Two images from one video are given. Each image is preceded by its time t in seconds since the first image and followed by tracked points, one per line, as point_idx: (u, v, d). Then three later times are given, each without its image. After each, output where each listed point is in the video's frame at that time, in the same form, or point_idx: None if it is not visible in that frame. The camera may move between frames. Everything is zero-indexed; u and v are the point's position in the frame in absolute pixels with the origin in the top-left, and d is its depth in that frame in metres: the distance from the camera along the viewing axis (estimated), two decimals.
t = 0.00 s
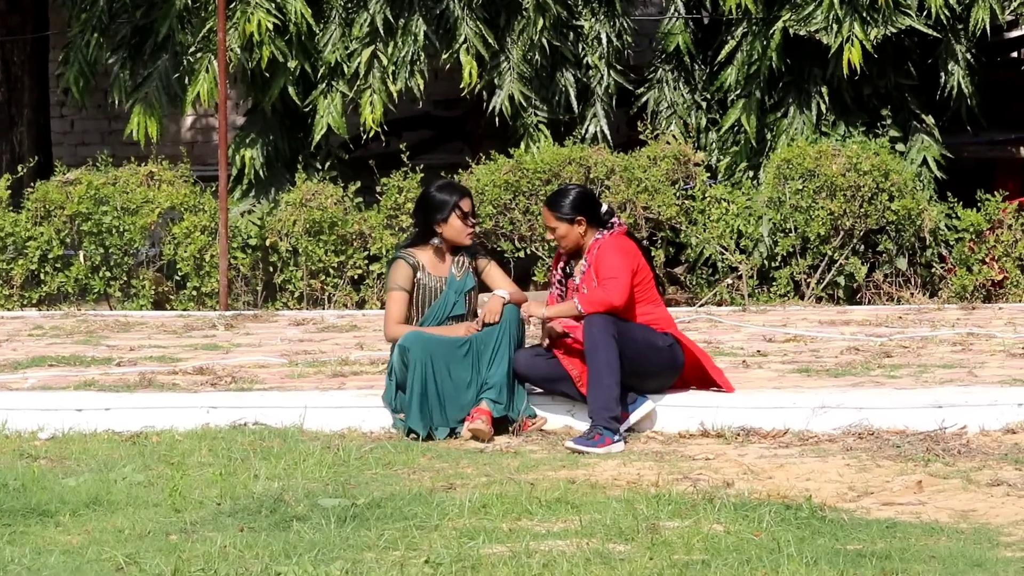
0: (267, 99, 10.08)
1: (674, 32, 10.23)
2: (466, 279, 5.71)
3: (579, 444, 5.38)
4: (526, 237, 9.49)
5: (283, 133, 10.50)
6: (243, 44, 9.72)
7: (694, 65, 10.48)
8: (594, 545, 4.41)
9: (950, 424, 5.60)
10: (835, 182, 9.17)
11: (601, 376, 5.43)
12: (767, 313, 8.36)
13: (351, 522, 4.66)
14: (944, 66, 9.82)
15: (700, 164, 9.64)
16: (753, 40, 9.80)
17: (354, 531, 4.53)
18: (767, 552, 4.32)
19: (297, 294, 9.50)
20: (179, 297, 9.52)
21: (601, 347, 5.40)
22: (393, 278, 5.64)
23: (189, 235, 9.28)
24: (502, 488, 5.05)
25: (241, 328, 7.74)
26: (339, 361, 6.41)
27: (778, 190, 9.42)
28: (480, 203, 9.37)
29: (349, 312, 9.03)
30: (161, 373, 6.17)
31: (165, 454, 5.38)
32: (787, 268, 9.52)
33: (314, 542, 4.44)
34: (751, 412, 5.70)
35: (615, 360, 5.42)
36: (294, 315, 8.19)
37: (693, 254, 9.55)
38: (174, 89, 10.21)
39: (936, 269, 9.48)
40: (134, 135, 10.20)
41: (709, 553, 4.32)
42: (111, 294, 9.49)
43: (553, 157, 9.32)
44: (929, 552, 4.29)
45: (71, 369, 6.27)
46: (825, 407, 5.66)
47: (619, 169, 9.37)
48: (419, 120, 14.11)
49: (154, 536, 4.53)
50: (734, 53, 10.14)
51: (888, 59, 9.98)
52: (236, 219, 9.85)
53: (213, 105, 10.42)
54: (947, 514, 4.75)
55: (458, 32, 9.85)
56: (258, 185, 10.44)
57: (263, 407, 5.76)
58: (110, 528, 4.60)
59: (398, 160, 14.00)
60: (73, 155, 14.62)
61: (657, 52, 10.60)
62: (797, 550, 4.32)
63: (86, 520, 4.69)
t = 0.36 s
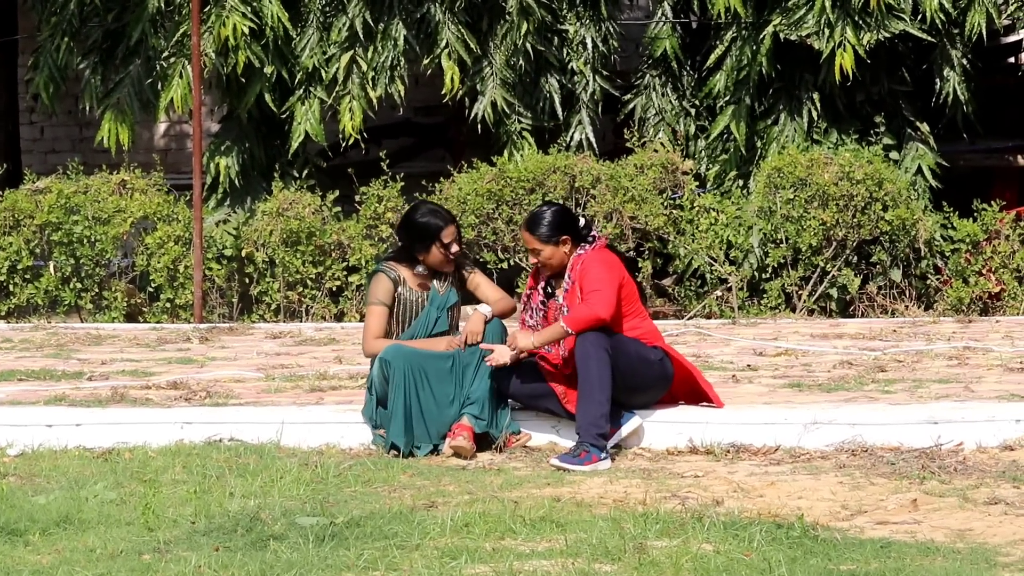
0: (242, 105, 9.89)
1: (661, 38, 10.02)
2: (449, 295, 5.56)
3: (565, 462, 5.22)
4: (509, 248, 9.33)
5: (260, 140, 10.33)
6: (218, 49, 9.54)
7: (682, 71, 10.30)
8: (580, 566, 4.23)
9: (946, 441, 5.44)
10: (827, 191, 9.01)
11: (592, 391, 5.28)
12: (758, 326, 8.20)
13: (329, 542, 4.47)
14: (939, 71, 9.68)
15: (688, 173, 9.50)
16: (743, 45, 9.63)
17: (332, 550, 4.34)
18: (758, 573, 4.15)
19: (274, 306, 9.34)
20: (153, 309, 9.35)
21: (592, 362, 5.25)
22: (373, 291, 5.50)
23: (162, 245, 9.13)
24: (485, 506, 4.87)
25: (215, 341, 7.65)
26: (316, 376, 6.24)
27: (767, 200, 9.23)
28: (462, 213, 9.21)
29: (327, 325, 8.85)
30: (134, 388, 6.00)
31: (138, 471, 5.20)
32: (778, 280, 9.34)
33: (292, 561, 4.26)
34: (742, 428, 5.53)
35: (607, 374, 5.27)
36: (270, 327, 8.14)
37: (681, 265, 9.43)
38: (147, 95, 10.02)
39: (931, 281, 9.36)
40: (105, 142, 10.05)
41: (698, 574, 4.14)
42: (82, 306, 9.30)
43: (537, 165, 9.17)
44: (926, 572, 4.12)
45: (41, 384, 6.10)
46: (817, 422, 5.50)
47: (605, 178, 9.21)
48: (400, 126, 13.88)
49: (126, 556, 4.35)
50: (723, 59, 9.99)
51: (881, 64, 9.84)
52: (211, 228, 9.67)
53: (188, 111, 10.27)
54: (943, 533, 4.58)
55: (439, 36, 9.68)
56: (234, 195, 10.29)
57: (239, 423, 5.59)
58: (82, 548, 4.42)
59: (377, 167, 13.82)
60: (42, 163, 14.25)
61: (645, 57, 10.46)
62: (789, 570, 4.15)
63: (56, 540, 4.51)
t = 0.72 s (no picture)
0: (234, 108, 9.73)
1: (666, 37, 9.93)
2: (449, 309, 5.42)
3: (565, 476, 5.06)
4: (508, 255, 9.16)
5: (251, 144, 10.16)
6: (208, 49, 9.38)
7: (686, 72, 10.17)
8: None
9: (960, 454, 5.27)
10: (837, 197, 8.84)
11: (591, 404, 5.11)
12: (765, 336, 8.03)
13: (323, 558, 4.29)
14: (953, 73, 9.51)
15: (693, 177, 9.32)
16: (751, 45, 9.50)
17: (326, 569, 4.16)
18: None
19: (266, 315, 9.16)
20: (140, 317, 9.18)
21: (588, 374, 5.08)
22: (371, 301, 5.31)
23: (150, 252, 8.96)
24: (484, 521, 4.69)
25: (205, 350, 7.50)
26: (310, 387, 6.06)
27: (776, 205, 9.08)
28: (460, 219, 9.04)
29: (320, 334, 8.67)
30: (122, 400, 5.83)
31: (126, 485, 5.03)
32: (786, 288, 9.18)
33: None
34: (749, 441, 5.36)
35: (605, 387, 5.11)
36: (263, 336, 7.99)
37: (687, 272, 9.22)
38: (135, 97, 9.91)
39: (945, 289, 9.18)
40: (91, 145, 9.87)
41: None
42: (67, 314, 9.12)
43: (538, 169, 9.00)
44: None
45: (26, 395, 5.93)
46: (826, 435, 5.33)
47: (608, 183, 9.03)
48: (396, 129, 13.68)
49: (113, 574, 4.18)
50: (730, 60, 9.81)
51: (894, 65, 9.63)
52: (201, 235, 9.49)
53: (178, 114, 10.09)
54: (956, 549, 4.41)
55: (437, 36, 9.50)
56: (224, 199, 10.11)
57: (230, 435, 5.42)
58: (67, 564, 4.25)
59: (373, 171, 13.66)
60: (26, 167, 14.10)
61: (648, 58, 10.30)
62: None
63: (41, 556, 4.33)
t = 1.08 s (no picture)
0: (225, 102, 9.54)
1: (673, 29, 9.71)
2: (446, 310, 5.21)
3: (568, 484, 4.85)
4: (509, 255, 8.97)
5: (242, 139, 9.96)
6: (198, 41, 9.22)
7: (694, 65, 9.96)
8: None
9: (979, 462, 5.07)
10: (851, 194, 8.65)
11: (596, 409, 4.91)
12: (775, 339, 7.84)
13: (316, 569, 4.09)
14: (971, 66, 9.31)
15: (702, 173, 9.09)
16: (761, 37, 9.31)
17: None
18: None
19: (257, 317, 8.95)
20: (127, 320, 8.98)
21: (593, 377, 4.89)
22: (365, 304, 5.10)
23: (137, 252, 8.75)
24: (484, 531, 4.49)
25: (194, 353, 7.32)
26: (304, 392, 5.86)
27: (787, 203, 8.87)
28: (459, 217, 8.85)
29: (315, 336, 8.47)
30: (107, 405, 5.63)
31: (111, 493, 4.83)
32: (798, 289, 8.99)
33: None
34: (759, 447, 5.16)
35: (610, 391, 4.91)
36: (254, 339, 7.81)
37: (695, 272, 9.03)
38: (121, 91, 9.71)
39: (963, 290, 8.97)
40: (75, 141, 9.66)
41: None
42: (51, 316, 8.93)
43: (540, 166, 8.81)
44: None
45: (9, 400, 5.73)
46: (839, 441, 5.14)
47: (612, 180, 8.84)
48: (393, 125, 13.65)
49: None
50: (738, 53, 9.60)
51: (910, 58, 9.41)
52: (190, 233, 9.29)
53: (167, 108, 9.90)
54: (976, 561, 4.21)
55: (436, 28, 9.30)
56: (214, 197, 9.92)
57: (220, 442, 5.22)
58: None
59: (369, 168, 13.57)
60: (9, 163, 14.11)
61: (654, 51, 10.11)
62: None
63: (21, 568, 4.13)
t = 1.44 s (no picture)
0: (223, 84, 9.45)
1: (679, 11, 9.51)
2: (444, 291, 5.10)
3: (573, 474, 4.76)
4: (513, 240, 8.88)
5: (240, 122, 9.86)
6: (195, 23, 9.13)
7: (701, 47, 9.82)
8: None
9: (991, 451, 4.98)
10: (861, 178, 8.54)
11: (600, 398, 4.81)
12: (783, 326, 7.77)
13: (317, 561, 3.99)
14: (983, 48, 9.19)
15: (710, 158, 8.96)
16: (770, 19, 9.12)
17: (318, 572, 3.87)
18: None
19: (256, 304, 8.87)
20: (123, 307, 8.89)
21: (596, 364, 4.78)
22: (361, 286, 5.03)
23: (133, 238, 8.66)
24: (487, 522, 4.40)
25: (191, 341, 7.23)
26: (303, 379, 5.77)
27: (796, 187, 8.77)
28: (462, 201, 8.76)
29: (314, 323, 8.38)
30: (103, 393, 5.54)
31: (106, 483, 4.73)
32: (807, 275, 8.89)
33: None
34: (767, 436, 5.07)
35: (614, 378, 4.81)
36: (252, 326, 7.73)
37: (702, 258, 8.93)
38: (116, 73, 9.62)
39: (975, 277, 8.84)
40: (70, 124, 9.56)
41: None
42: (45, 303, 8.85)
43: (544, 150, 8.71)
44: None
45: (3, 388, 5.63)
46: (849, 430, 5.04)
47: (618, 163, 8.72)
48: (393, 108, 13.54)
49: None
50: (746, 35, 9.48)
51: (921, 39, 9.32)
52: (187, 218, 9.20)
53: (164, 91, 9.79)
54: (988, 552, 4.11)
55: (437, 8, 9.18)
56: (212, 181, 9.83)
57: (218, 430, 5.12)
58: (44, 568, 3.95)
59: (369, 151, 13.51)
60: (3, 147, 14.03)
61: (660, 32, 10.00)
62: None
63: (15, 559, 4.03)
